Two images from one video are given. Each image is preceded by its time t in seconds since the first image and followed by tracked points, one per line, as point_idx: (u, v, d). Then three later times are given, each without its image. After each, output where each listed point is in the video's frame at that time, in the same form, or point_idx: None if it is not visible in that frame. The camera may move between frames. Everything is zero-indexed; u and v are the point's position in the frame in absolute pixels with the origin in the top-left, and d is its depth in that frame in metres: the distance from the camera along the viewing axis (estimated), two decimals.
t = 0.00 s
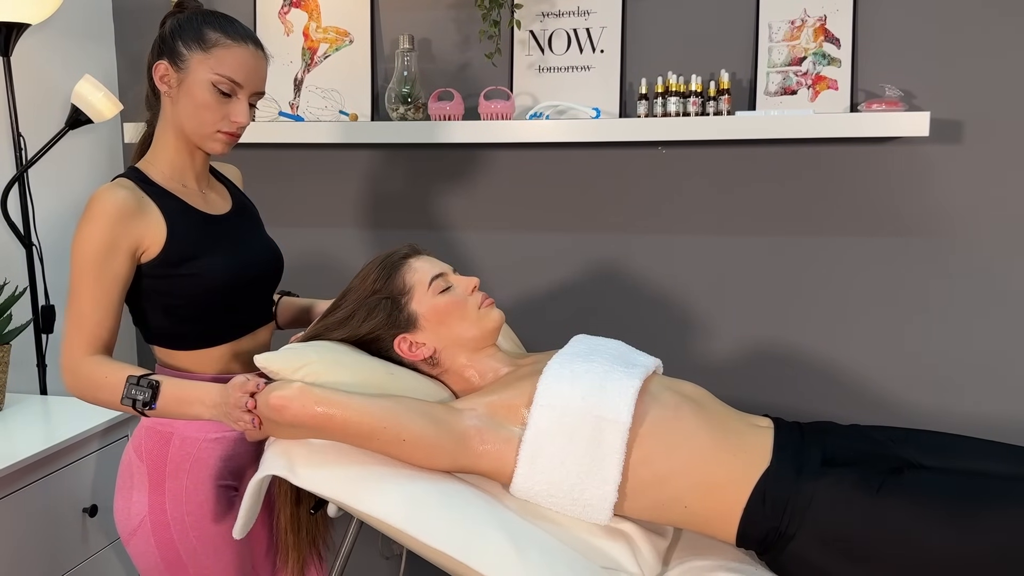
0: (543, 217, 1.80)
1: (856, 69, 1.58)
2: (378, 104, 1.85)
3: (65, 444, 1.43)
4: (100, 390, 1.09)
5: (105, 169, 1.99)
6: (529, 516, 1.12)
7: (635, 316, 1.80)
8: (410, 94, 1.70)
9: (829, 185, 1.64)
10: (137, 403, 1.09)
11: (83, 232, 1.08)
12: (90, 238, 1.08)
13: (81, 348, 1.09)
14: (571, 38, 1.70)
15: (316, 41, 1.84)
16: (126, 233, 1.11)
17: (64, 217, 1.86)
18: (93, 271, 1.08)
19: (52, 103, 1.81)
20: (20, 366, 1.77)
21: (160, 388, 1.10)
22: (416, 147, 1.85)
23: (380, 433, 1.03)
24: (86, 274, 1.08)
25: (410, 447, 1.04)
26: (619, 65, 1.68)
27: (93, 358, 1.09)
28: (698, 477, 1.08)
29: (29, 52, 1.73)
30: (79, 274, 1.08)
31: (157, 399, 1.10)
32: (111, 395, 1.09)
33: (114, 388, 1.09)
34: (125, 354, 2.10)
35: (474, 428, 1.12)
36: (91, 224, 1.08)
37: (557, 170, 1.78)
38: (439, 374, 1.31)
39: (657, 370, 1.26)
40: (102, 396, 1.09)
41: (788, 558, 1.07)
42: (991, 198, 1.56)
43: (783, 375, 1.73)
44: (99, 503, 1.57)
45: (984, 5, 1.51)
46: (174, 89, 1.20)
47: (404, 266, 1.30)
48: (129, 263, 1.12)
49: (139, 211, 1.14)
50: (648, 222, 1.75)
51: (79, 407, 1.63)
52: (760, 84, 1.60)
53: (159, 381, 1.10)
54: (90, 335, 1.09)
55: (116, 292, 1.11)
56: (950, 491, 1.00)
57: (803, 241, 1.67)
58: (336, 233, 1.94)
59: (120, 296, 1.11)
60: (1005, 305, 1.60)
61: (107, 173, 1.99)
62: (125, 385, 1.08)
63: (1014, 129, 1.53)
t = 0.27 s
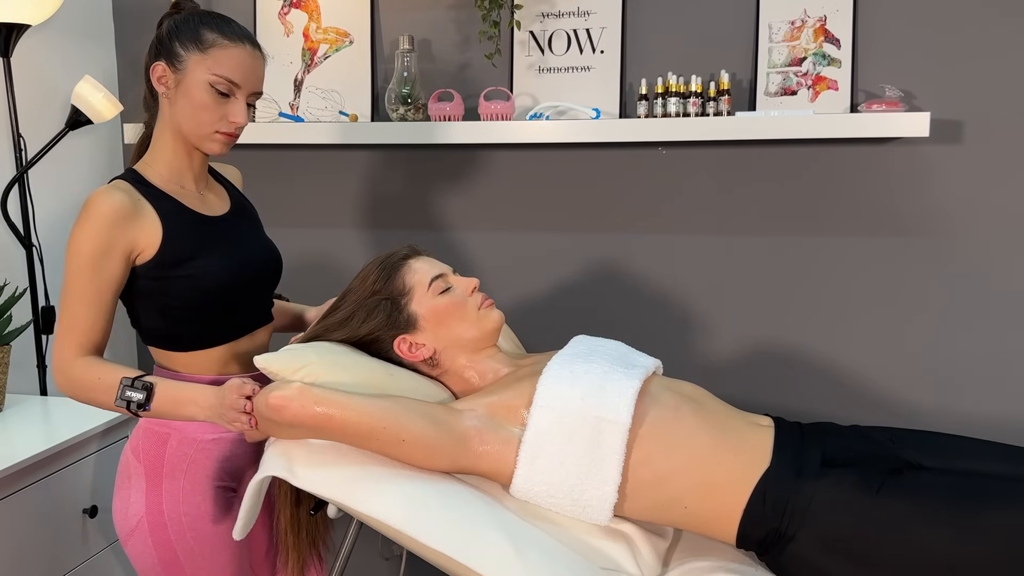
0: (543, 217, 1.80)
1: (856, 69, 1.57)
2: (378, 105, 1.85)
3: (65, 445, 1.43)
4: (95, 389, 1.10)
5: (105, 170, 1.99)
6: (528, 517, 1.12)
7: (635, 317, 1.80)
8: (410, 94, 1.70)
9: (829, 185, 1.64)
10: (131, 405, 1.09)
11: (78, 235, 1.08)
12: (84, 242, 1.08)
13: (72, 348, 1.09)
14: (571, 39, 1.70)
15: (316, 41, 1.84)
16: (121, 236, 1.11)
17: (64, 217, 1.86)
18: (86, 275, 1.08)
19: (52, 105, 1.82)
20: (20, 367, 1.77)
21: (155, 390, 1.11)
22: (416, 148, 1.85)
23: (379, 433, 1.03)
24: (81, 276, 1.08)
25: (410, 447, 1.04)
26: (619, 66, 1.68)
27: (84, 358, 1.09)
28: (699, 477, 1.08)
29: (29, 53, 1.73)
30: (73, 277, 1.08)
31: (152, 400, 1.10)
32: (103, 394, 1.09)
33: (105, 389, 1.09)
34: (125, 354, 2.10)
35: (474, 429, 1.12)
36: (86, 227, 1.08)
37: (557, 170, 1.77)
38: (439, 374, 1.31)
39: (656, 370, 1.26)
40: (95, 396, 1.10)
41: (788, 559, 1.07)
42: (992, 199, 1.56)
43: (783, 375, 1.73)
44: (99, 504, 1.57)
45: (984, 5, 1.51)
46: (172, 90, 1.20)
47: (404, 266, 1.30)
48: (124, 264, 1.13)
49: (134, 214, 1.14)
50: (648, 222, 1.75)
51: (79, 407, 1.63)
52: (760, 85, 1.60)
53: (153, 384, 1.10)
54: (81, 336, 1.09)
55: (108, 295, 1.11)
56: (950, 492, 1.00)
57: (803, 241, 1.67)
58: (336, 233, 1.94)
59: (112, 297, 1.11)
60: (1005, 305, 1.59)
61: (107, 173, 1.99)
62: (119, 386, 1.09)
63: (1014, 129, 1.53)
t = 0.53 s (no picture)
0: (544, 217, 1.80)
1: (856, 69, 1.57)
2: (379, 105, 1.85)
3: (65, 445, 1.43)
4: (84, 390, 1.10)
5: (106, 170, 1.99)
6: (529, 517, 1.12)
7: (635, 317, 1.80)
8: (410, 94, 1.70)
9: (830, 185, 1.64)
10: (126, 402, 1.09)
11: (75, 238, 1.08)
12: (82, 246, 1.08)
13: (62, 347, 1.09)
14: (571, 39, 1.70)
15: (317, 42, 1.84)
16: (118, 241, 1.11)
17: (65, 218, 1.87)
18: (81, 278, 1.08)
19: (53, 105, 1.82)
20: (21, 367, 1.77)
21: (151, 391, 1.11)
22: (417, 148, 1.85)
23: (380, 433, 1.03)
24: (77, 279, 1.08)
25: (411, 447, 1.04)
26: (620, 66, 1.68)
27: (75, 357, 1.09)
28: (699, 477, 1.08)
29: (30, 54, 1.74)
30: (68, 280, 1.08)
31: (147, 399, 1.10)
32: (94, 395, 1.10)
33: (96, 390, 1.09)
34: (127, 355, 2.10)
35: (475, 429, 1.12)
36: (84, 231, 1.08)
37: (558, 171, 1.78)
38: (441, 374, 1.31)
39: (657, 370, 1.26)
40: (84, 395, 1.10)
41: (790, 559, 1.07)
42: (992, 198, 1.56)
43: (784, 375, 1.73)
44: (100, 504, 1.57)
45: (985, 5, 1.51)
46: (172, 91, 1.20)
47: (405, 266, 1.30)
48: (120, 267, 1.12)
49: (133, 218, 1.13)
50: (649, 223, 1.75)
51: (80, 408, 1.63)
52: (760, 85, 1.60)
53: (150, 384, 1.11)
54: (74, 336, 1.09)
55: (103, 298, 1.11)
56: (951, 491, 1.00)
57: (804, 241, 1.67)
58: (337, 234, 1.94)
59: (107, 299, 1.11)
60: (1006, 305, 1.59)
61: (108, 174, 1.99)
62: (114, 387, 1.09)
63: (1015, 129, 1.53)
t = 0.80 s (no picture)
0: (545, 218, 1.80)
1: (857, 70, 1.58)
2: (380, 105, 1.85)
3: (67, 445, 1.44)
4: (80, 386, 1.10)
5: (106, 171, 1.99)
6: (530, 516, 1.12)
7: (636, 317, 1.80)
8: (411, 95, 1.70)
9: (831, 186, 1.64)
10: (121, 396, 1.09)
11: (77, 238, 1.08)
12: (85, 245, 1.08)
13: (53, 343, 1.08)
14: (572, 40, 1.70)
15: (318, 42, 1.84)
16: (120, 241, 1.11)
17: (66, 219, 1.87)
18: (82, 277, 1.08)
19: (54, 106, 1.82)
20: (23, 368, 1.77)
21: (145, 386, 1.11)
22: (418, 149, 1.85)
23: (382, 433, 1.03)
24: (74, 277, 1.07)
25: (412, 447, 1.05)
26: (620, 67, 1.68)
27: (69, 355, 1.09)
28: (700, 477, 1.08)
29: (31, 55, 1.74)
30: (67, 277, 1.07)
31: (140, 393, 1.11)
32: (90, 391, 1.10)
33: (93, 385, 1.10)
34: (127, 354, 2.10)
35: (476, 429, 1.12)
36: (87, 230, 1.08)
37: (559, 171, 1.78)
38: (442, 375, 1.31)
39: (658, 371, 1.27)
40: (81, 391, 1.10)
41: (791, 559, 1.07)
42: (993, 198, 1.56)
43: (784, 375, 1.73)
44: (101, 504, 1.57)
45: (985, 5, 1.51)
46: (175, 92, 1.20)
47: (406, 267, 1.30)
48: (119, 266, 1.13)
49: (136, 220, 1.14)
50: (650, 223, 1.75)
51: (81, 408, 1.63)
52: (761, 85, 1.60)
53: (144, 379, 1.11)
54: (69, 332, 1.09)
55: (99, 296, 1.10)
56: (952, 491, 1.00)
57: (805, 241, 1.67)
58: (338, 234, 1.94)
59: (102, 297, 1.11)
60: (1006, 305, 1.59)
61: (109, 174, 2.00)
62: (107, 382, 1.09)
63: (1015, 130, 1.53)
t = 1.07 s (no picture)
0: (546, 218, 1.81)
1: (857, 70, 1.58)
2: (381, 106, 1.85)
3: (69, 445, 1.44)
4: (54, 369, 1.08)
5: (107, 172, 1.99)
6: (531, 517, 1.12)
7: (637, 317, 1.80)
8: (412, 95, 1.70)
9: (831, 186, 1.64)
10: (88, 384, 1.08)
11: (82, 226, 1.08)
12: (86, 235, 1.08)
13: (34, 320, 1.07)
14: (572, 40, 1.70)
15: (319, 43, 1.84)
16: (124, 240, 1.11)
17: (67, 219, 1.87)
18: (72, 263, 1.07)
19: (55, 106, 1.82)
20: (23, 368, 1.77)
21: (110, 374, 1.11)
22: (419, 149, 1.85)
23: (383, 434, 1.03)
24: (67, 262, 1.07)
25: (414, 448, 1.05)
26: (621, 67, 1.68)
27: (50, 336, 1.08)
28: (701, 478, 1.08)
29: (32, 55, 1.74)
30: (63, 262, 1.07)
31: (106, 382, 1.10)
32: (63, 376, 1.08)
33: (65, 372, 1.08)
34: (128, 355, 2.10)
35: (478, 429, 1.12)
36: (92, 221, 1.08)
37: (560, 172, 1.78)
38: (443, 375, 1.31)
39: (659, 371, 1.27)
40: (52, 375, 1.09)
41: (791, 559, 1.07)
42: (993, 199, 1.56)
43: (785, 376, 1.73)
44: (103, 505, 1.57)
45: (985, 6, 1.51)
46: (183, 91, 1.20)
47: (407, 267, 1.30)
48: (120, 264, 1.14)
49: (147, 219, 1.14)
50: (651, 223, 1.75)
51: (82, 408, 1.63)
52: (761, 85, 1.60)
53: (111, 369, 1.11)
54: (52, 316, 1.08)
55: (91, 286, 1.10)
56: (952, 492, 1.00)
57: (805, 242, 1.67)
58: (339, 234, 1.94)
59: (93, 286, 1.11)
60: (1007, 305, 1.59)
61: (110, 175, 2.00)
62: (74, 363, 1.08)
63: (1015, 130, 1.53)
